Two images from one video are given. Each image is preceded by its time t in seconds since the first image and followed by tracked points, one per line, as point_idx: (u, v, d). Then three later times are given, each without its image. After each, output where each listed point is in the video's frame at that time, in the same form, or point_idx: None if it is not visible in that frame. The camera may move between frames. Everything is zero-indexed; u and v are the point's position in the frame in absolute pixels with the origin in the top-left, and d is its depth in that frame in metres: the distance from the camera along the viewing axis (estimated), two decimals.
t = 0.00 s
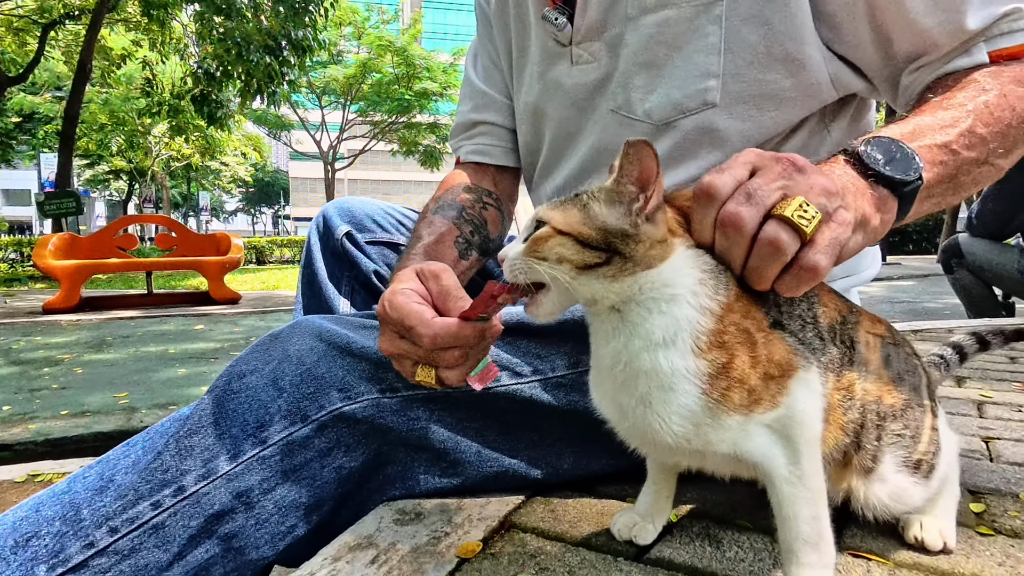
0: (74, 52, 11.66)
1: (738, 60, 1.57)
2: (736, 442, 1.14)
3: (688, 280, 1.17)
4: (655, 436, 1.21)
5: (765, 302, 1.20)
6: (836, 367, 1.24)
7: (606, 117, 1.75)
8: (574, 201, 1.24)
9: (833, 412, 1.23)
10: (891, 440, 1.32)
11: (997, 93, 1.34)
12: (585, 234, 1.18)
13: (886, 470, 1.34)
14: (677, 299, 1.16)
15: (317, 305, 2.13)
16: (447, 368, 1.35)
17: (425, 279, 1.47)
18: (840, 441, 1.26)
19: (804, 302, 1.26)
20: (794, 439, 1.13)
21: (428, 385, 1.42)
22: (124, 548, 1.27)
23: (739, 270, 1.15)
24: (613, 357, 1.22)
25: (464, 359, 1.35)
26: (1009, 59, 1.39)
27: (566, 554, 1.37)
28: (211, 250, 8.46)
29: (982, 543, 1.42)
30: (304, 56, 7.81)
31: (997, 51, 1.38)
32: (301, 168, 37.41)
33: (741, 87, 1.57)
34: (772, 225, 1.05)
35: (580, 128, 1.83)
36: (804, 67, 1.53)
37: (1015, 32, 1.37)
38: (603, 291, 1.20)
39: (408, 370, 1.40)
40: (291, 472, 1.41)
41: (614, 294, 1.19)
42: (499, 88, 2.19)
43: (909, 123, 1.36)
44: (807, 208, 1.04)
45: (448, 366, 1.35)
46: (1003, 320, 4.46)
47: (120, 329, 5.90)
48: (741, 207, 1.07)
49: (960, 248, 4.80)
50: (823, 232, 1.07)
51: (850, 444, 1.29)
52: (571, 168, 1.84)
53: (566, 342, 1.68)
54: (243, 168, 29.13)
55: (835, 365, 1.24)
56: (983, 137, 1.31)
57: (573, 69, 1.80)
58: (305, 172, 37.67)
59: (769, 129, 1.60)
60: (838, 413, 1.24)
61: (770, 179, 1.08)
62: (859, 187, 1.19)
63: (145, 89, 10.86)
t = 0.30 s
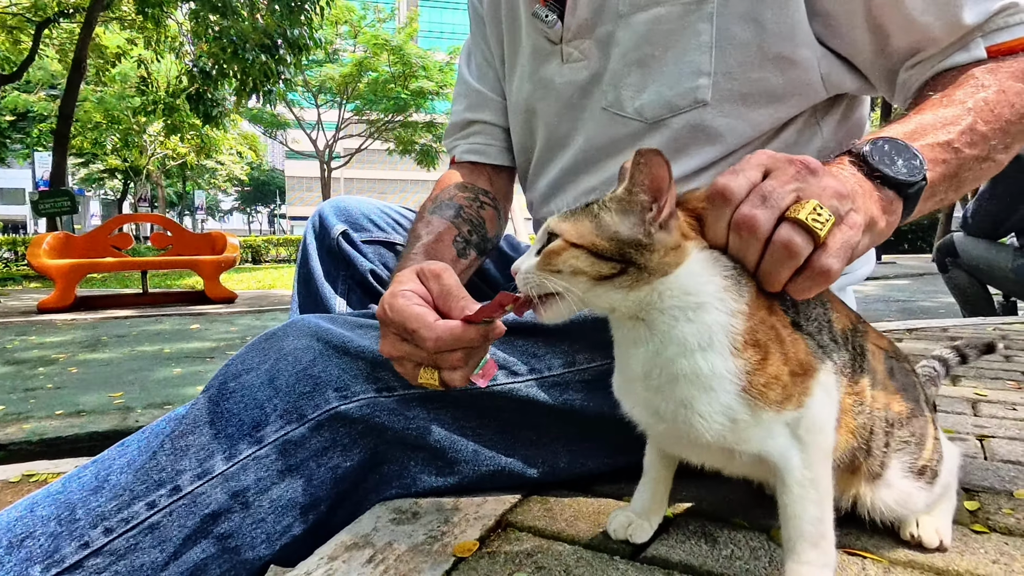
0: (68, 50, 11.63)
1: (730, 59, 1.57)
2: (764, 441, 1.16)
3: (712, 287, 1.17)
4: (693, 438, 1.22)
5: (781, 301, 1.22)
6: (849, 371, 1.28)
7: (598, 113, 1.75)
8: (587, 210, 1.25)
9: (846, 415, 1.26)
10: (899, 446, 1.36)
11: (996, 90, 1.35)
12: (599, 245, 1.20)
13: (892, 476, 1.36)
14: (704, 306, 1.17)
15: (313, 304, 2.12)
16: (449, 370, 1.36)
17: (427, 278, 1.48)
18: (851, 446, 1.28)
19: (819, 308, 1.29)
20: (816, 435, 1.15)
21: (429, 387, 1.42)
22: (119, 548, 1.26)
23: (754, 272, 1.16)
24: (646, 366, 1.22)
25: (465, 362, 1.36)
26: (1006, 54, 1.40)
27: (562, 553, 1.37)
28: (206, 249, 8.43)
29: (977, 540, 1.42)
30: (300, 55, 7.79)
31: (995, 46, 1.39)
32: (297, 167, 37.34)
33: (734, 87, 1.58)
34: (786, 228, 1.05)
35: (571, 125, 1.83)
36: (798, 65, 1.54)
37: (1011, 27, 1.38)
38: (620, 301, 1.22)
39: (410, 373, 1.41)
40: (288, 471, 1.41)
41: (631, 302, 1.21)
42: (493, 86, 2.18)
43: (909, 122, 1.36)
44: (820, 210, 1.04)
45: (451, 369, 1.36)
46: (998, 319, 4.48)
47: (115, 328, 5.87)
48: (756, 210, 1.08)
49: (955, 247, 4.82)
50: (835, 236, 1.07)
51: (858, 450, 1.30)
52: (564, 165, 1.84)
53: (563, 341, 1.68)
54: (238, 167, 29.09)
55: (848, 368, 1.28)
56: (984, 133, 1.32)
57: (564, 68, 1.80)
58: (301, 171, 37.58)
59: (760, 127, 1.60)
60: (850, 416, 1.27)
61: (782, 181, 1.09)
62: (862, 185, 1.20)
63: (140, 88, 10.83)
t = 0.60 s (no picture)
0: (62, 49, 11.58)
1: (728, 59, 1.57)
2: (765, 447, 1.17)
3: (730, 302, 1.18)
4: (709, 437, 1.23)
5: (787, 305, 1.25)
6: (851, 373, 1.33)
7: (597, 113, 1.75)
8: (606, 224, 1.24)
9: (849, 416, 1.30)
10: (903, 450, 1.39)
11: (995, 92, 1.36)
12: (621, 263, 1.19)
13: (897, 479, 1.38)
14: (724, 323, 1.17)
15: (310, 303, 2.11)
16: (464, 372, 1.37)
17: (439, 279, 1.48)
18: (855, 447, 1.31)
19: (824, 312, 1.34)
20: (814, 443, 1.17)
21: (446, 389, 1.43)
22: (115, 548, 1.26)
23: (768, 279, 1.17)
24: (664, 373, 1.23)
25: (481, 363, 1.37)
26: (1004, 55, 1.39)
27: (559, 553, 1.37)
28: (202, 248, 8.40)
29: (971, 538, 1.43)
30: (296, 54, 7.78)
31: (993, 48, 1.38)
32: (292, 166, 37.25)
33: (732, 87, 1.58)
34: (804, 237, 1.06)
35: (570, 124, 1.83)
36: (795, 66, 1.54)
37: (1009, 28, 1.38)
38: (640, 316, 1.22)
39: (425, 376, 1.41)
40: (284, 470, 1.41)
41: (654, 320, 1.21)
42: (491, 85, 2.18)
43: (911, 125, 1.37)
44: (836, 219, 1.06)
45: (467, 370, 1.36)
46: (992, 318, 4.50)
47: (110, 328, 5.85)
48: (775, 218, 1.08)
49: (949, 247, 4.83)
50: (851, 245, 1.08)
51: (864, 454, 1.33)
52: (564, 165, 1.84)
53: (560, 340, 1.67)
54: (234, 166, 29.01)
55: (850, 370, 1.33)
56: (984, 136, 1.34)
57: (563, 68, 1.80)
58: (297, 170, 37.50)
59: (758, 126, 1.61)
60: (855, 415, 1.31)
61: (799, 190, 1.09)
62: (868, 189, 1.20)
63: (135, 86, 10.79)
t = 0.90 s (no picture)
0: (56, 47, 11.54)
1: (726, 56, 1.57)
2: (766, 447, 1.18)
3: (740, 306, 1.17)
4: (716, 433, 1.24)
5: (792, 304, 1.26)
6: (860, 368, 1.35)
7: (596, 109, 1.75)
8: (616, 238, 1.23)
9: (855, 411, 1.32)
10: (909, 450, 1.39)
11: (991, 93, 1.38)
12: (634, 279, 1.18)
13: (901, 479, 1.37)
14: (734, 328, 1.17)
15: (306, 302, 2.12)
16: (468, 372, 1.37)
17: (442, 278, 1.47)
18: (860, 442, 1.33)
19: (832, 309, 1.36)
20: (813, 445, 1.18)
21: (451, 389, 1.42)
22: (110, 548, 1.26)
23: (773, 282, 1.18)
24: (677, 373, 1.23)
25: (484, 363, 1.37)
26: (1001, 55, 1.40)
27: (555, 551, 1.37)
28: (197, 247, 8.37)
29: (966, 535, 1.44)
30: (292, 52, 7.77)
31: (991, 48, 1.39)
32: (288, 165, 37.17)
33: (730, 84, 1.58)
34: (810, 239, 1.07)
35: (568, 120, 1.83)
36: (792, 64, 1.54)
37: (1006, 28, 1.38)
38: (654, 327, 1.22)
39: (429, 377, 1.41)
40: (281, 470, 1.40)
41: (666, 331, 1.21)
42: (488, 82, 2.18)
43: (910, 126, 1.37)
44: (840, 220, 1.07)
45: (471, 371, 1.36)
46: (986, 317, 4.52)
47: (105, 328, 5.83)
48: (782, 220, 1.08)
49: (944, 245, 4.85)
50: (855, 247, 1.09)
51: (869, 450, 1.35)
52: (561, 160, 1.85)
53: (558, 339, 1.67)
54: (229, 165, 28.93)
55: (859, 366, 1.35)
56: (982, 137, 1.35)
57: (561, 64, 1.80)
58: (293, 169, 37.42)
59: (755, 124, 1.61)
60: (860, 410, 1.34)
61: (804, 192, 1.09)
62: (868, 190, 1.21)
63: (130, 85, 10.76)
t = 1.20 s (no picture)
0: (50, 45, 11.49)
1: (722, 53, 1.57)
2: (765, 446, 1.19)
3: (741, 307, 1.18)
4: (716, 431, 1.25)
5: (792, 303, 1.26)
6: (863, 365, 1.37)
7: (591, 105, 1.74)
8: (620, 242, 1.24)
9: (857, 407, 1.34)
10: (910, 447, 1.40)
11: (986, 92, 1.38)
12: (638, 285, 1.20)
13: (904, 475, 1.38)
14: (736, 330, 1.18)
15: (302, 302, 2.11)
16: (471, 370, 1.37)
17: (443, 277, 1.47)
18: (863, 438, 1.34)
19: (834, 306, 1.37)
20: (812, 444, 1.19)
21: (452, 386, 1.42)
22: (106, 548, 1.26)
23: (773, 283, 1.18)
24: (680, 372, 1.24)
25: (487, 361, 1.37)
26: (997, 53, 1.40)
27: (552, 550, 1.37)
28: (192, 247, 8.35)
29: (960, 533, 1.44)
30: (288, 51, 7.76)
31: (987, 46, 1.39)
32: (284, 164, 37.10)
33: (726, 81, 1.58)
34: (810, 241, 1.07)
35: (563, 116, 1.83)
36: (788, 60, 1.55)
37: (1001, 26, 1.39)
38: (654, 330, 1.23)
39: (431, 375, 1.40)
40: (277, 469, 1.40)
41: (667, 332, 1.22)
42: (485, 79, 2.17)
43: (907, 125, 1.37)
44: (841, 223, 1.07)
45: (473, 369, 1.37)
46: (980, 316, 4.54)
47: (100, 327, 5.80)
48: (784, 222, 1.07)
49: (939, 245, 4.87)
50: (855, 249, 1.08)
51: (871, 447, 1.36)
52: (555, 157, 1.85)
53: (555, 338, 1.67)
54: (225, 164, 28.86)
55: (862, 363, 1.36)
56: (978, 136, 1.36)
57: (556, 60, 1.79)
58: (288, 168, 37.35)
59: (751, 121, 1.61)
60: (862, 406, 1.35)
61: (806, 196, 1.09)
62: (866, 188, 1.21)
63: (125, 84, 10.73)
